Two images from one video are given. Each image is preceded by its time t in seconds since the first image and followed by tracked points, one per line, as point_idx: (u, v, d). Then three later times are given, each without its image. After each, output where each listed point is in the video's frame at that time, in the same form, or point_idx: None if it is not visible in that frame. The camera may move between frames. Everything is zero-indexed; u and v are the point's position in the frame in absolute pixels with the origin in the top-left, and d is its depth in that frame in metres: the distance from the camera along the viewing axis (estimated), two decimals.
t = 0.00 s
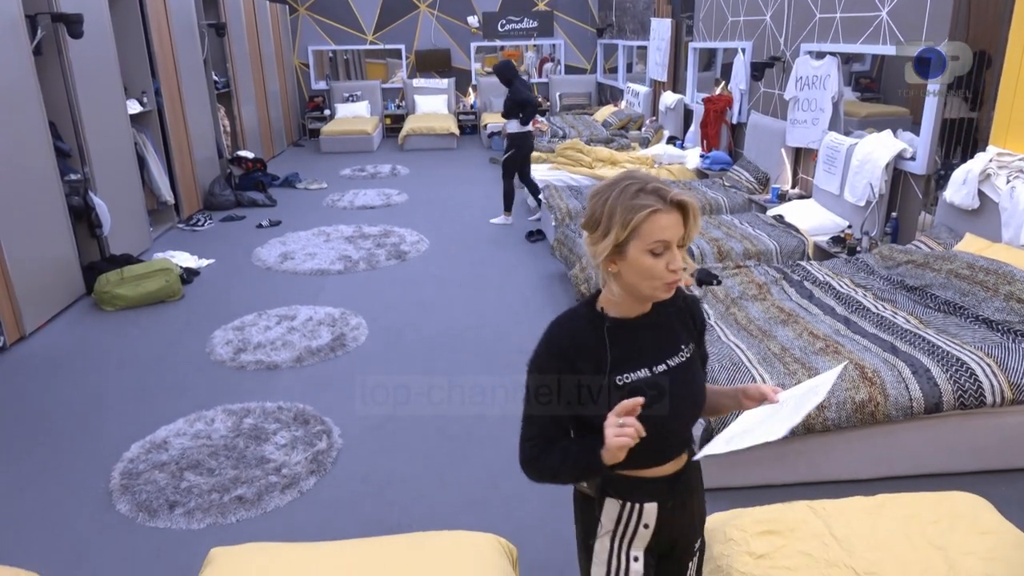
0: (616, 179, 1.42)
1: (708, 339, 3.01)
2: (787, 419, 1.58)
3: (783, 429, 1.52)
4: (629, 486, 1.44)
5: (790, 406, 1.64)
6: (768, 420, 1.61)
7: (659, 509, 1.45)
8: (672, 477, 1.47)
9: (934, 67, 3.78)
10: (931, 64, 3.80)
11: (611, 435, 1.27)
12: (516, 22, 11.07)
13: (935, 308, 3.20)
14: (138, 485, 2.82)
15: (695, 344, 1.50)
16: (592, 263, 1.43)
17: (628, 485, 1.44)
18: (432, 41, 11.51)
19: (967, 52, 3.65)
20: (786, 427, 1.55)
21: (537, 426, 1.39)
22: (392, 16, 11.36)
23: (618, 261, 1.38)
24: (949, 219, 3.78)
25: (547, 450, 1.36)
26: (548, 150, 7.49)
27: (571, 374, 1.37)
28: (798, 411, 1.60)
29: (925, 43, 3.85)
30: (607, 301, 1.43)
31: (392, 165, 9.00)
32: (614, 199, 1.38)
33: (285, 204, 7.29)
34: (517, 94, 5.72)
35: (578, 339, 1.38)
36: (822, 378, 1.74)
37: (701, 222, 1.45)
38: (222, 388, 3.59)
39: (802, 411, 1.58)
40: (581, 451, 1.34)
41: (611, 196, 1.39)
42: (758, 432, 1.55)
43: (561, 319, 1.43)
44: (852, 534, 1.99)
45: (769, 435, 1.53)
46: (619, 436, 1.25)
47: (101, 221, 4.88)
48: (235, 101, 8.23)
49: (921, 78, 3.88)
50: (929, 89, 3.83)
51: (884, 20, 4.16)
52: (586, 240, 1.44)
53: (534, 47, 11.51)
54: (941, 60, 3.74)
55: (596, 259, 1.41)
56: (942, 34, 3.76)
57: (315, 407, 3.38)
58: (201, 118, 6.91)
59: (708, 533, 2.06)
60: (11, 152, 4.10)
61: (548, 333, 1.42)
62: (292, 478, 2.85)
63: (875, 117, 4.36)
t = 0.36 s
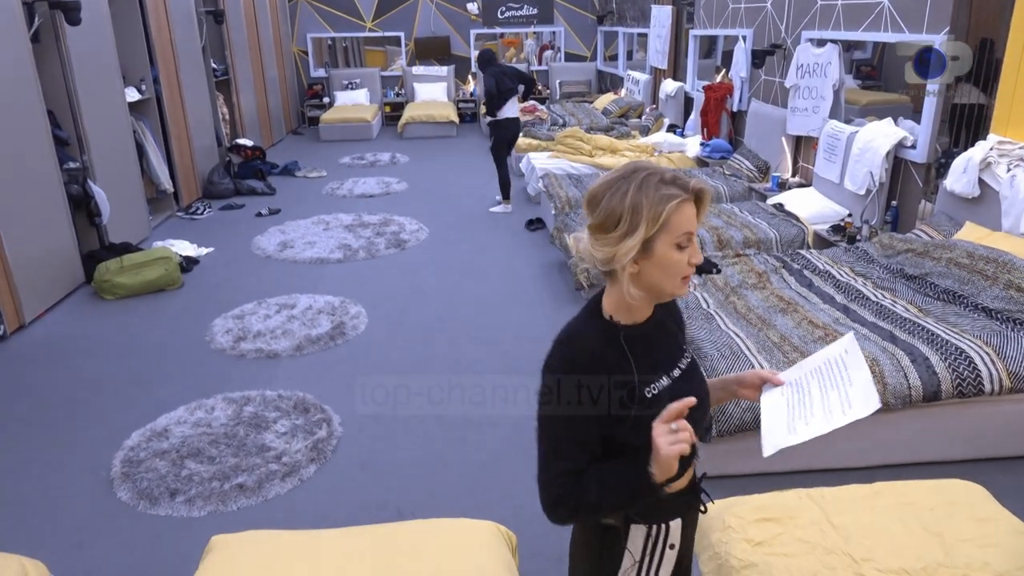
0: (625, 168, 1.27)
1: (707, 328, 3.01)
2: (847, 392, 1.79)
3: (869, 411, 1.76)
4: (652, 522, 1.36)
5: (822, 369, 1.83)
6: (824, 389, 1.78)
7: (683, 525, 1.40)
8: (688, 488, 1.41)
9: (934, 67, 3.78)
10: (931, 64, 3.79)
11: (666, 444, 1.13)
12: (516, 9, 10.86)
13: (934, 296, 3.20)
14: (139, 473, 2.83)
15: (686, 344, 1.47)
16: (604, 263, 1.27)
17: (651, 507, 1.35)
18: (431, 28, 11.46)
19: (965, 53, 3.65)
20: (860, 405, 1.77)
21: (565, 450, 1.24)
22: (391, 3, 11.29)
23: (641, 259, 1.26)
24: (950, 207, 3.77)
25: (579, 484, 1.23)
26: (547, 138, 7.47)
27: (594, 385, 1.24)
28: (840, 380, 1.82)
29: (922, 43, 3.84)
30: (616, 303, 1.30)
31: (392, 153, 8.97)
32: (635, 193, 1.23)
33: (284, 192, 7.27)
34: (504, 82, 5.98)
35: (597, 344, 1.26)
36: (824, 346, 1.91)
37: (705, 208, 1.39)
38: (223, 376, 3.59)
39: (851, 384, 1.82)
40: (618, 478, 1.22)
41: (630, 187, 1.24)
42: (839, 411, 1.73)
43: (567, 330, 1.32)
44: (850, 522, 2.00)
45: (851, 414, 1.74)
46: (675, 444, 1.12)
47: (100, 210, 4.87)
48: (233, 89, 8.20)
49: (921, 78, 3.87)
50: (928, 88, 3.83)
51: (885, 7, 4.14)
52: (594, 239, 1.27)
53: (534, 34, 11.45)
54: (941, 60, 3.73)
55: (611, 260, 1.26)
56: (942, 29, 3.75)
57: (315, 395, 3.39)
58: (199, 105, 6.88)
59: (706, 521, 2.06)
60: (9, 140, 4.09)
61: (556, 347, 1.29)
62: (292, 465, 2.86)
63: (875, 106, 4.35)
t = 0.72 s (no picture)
0: (635, 179, 1.22)
1: (700, 325, 3.02)
2: (850, 377, 1.65)
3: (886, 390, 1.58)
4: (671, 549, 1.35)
5: (811, 360, 1.71)
6: (823, 381, 1.66)
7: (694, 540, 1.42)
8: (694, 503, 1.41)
9: (933, 68, 3.74)
10: (930, 64, 3.75)
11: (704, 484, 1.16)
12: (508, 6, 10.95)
13: (925, 293, 3.21)
14: (131, 473, 2.82)
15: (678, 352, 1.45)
16: (620, 282, 1.20)
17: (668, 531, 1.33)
18: (423, 26, 11.43)
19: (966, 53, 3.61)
20: (871, 386, 1.61)
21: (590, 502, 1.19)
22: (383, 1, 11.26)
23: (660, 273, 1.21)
24: (940, 205, 3.79)
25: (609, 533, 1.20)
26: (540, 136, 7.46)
27: (618, 427, 1.18)
28: (836, 367, 1.69)
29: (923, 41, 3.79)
30: (625, 322, 1.24)
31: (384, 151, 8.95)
32: (657, 206, 1.18)
33: (276, 191, 7.25)
34: (484, 78, 6.20)
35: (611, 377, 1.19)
36: (799, 340, 1.78)
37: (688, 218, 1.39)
38: (215, 376, 3.58)
39: (852, 368, 1.67)
40: (649, 516, 1.21)
41: (650, 201, 1.19)
42: (850, 399, 1.59)
43: (570, 360, 1.24)
44: (842, 518, 2.01)
45: (866, 401, 1.58)
46: (713, 484, 1.15)
47: (90, 209, 4.84)
48: (224, 87, 8.16)
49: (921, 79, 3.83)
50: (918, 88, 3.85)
51: (876, 6, 4.15)
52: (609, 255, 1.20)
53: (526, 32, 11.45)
54: (941, 60, 3.71)
55: (630, 277, 1.19)
56: (932, 27, 3.76)
57: (308, 394, 3.38)
58: (190, 104, 6.85)
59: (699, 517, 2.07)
60: None
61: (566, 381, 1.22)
62: (286, 465, 2.85)
63: (866, 103, 4.37)
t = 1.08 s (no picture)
0: (638, 188, 1.23)
1: (687, 324, 3.03)
2: (820, 346, 1.57)
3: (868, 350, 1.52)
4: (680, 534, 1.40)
5: (773, 338, 1.61)
6: (793, 354, 1.58)
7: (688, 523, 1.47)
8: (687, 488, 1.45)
9: (935, 68, 3.70)
10: (931, 65, 3.70)
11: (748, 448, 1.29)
12: (494, 7, 10.66)
13: (909, 290, 3.24)
14: (117, 477, 2.79)
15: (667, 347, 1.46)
16: (644, 292, 1.21)
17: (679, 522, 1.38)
18: (408, 26, 11.40)
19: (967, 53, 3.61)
20: (845, 347, 1.56)
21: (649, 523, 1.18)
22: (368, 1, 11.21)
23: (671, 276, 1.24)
24: (923, 202, 3.83)
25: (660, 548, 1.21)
26: (526, 136, 7.47)
27: (669, 441, 1.19)
28: (801, 337, 1.61)
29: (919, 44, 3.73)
30: (638, 329, 1.26)
31: (370, 152, 8.93)
32: (669, 210, 1.20)
33: (261, 192, 7.20)
34: (473, 81, 6.41)
35: (650, 388, 1.19)
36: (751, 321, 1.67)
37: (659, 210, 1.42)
38: (201, 378, 3.56)
39: (817, 334, 1.60)
40: (698, 527, 1.27)
41: (663, 208, 1.20)
42: (831, 366, 1.52)
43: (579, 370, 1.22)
44: (828, 514, 2.03)
45: (847, 364, 1.52)
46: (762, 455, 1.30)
47: (74, 211, 4.80)
48: (208, 87, 8.10)
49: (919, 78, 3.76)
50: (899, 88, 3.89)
51: (859, 6, 4.18)
52: (632, 269, 1.19)
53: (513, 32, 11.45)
54: (941, 61, 3.68)
55: (653, 287, 1.20)
56: (913, 26, 3.77)
57: (296, 396, 3.36)
58: (174, 104, 6.80)
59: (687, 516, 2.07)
60: None
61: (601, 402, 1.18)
62: (273, 467, 2.84)
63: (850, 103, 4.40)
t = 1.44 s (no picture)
0: (634, 178, 1.29)
1: (677, 323, 3.04)
2: (775, 325, 1.74)
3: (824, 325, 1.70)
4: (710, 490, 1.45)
5: (727, 320, 1.78)
6: (753, 334, 1.74)
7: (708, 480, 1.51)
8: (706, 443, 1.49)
9: (935, 68, 3.70)
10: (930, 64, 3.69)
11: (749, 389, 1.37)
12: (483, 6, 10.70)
13: (897, 288, 3.26)
14: (106, 480, 2.77)
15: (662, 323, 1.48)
16: (649, 277, 1.28)
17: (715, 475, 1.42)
18: (398, 25, 11.37)
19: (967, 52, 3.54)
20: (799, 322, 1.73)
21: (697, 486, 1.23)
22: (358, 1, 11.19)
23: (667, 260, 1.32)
24: (911, 201, 3.85)
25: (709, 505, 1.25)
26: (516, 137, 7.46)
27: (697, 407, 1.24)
28: (755, 316, 1.77)
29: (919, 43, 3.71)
30: (641, 313, 1.33)
31: (360, 152, 8.90)
32: (666, 199, 1.28)
33: (251, 192, 7.17)
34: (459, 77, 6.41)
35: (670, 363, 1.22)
36: (705, 306, 1.84)
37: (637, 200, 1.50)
38: (190, 380, 3.54)
39: (771, 314, 1.76)
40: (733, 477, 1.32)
41: (661, 197, 1.28)
42: (791, 342, 1.70)
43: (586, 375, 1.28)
44: (818, 512, 2.03)
45: (806, 339, 1.70)
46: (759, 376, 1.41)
47: (61, 212, 4.78)
48: (197, 88, 8.06)
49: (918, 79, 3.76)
50: (887, 87, 3.91)
51: (847, 6, 4.20)
52: (639, 256, 1.26)
53: (503, 32, 11.45)
54: (941, 60, 3.66)
55: (656, 272, 1.28)
56: (901, 26, 3.78)
57: (286, 397, 3.35)
58: (162, 104, 6.75)
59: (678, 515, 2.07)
60: None
61: (628, 390, 1.21)
62: (264, 469, 2.82)
63: (839, 102, 4.42)
